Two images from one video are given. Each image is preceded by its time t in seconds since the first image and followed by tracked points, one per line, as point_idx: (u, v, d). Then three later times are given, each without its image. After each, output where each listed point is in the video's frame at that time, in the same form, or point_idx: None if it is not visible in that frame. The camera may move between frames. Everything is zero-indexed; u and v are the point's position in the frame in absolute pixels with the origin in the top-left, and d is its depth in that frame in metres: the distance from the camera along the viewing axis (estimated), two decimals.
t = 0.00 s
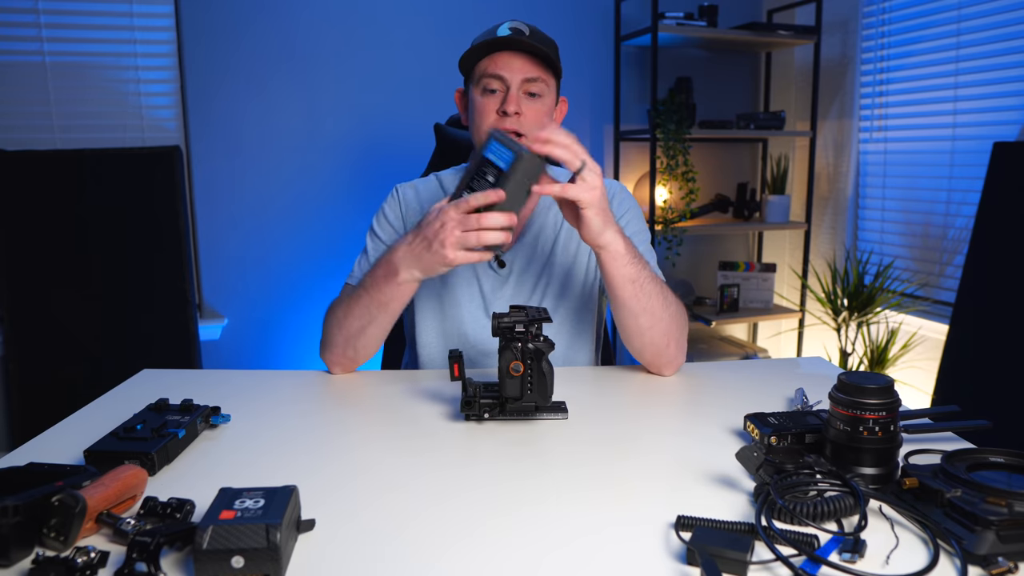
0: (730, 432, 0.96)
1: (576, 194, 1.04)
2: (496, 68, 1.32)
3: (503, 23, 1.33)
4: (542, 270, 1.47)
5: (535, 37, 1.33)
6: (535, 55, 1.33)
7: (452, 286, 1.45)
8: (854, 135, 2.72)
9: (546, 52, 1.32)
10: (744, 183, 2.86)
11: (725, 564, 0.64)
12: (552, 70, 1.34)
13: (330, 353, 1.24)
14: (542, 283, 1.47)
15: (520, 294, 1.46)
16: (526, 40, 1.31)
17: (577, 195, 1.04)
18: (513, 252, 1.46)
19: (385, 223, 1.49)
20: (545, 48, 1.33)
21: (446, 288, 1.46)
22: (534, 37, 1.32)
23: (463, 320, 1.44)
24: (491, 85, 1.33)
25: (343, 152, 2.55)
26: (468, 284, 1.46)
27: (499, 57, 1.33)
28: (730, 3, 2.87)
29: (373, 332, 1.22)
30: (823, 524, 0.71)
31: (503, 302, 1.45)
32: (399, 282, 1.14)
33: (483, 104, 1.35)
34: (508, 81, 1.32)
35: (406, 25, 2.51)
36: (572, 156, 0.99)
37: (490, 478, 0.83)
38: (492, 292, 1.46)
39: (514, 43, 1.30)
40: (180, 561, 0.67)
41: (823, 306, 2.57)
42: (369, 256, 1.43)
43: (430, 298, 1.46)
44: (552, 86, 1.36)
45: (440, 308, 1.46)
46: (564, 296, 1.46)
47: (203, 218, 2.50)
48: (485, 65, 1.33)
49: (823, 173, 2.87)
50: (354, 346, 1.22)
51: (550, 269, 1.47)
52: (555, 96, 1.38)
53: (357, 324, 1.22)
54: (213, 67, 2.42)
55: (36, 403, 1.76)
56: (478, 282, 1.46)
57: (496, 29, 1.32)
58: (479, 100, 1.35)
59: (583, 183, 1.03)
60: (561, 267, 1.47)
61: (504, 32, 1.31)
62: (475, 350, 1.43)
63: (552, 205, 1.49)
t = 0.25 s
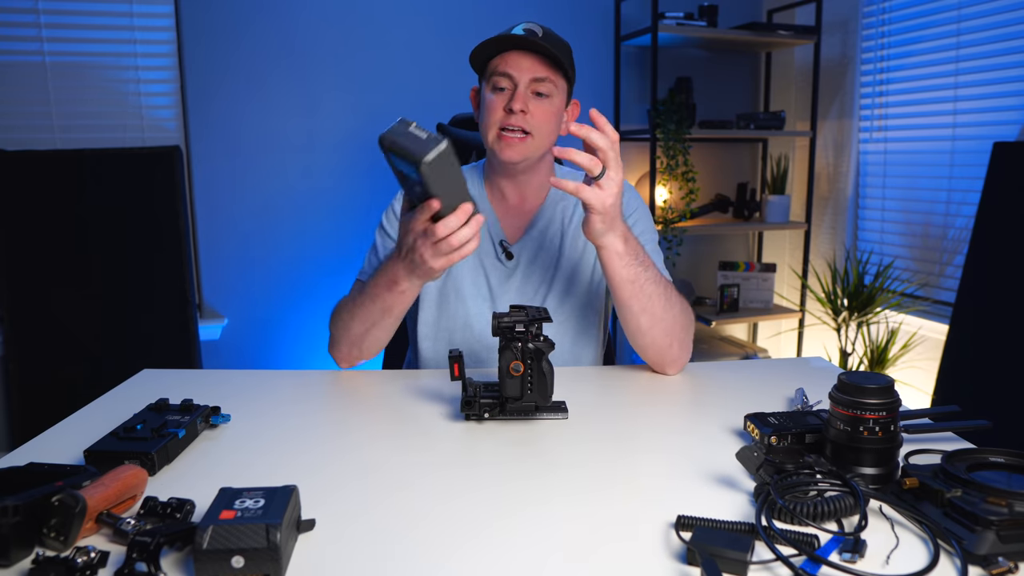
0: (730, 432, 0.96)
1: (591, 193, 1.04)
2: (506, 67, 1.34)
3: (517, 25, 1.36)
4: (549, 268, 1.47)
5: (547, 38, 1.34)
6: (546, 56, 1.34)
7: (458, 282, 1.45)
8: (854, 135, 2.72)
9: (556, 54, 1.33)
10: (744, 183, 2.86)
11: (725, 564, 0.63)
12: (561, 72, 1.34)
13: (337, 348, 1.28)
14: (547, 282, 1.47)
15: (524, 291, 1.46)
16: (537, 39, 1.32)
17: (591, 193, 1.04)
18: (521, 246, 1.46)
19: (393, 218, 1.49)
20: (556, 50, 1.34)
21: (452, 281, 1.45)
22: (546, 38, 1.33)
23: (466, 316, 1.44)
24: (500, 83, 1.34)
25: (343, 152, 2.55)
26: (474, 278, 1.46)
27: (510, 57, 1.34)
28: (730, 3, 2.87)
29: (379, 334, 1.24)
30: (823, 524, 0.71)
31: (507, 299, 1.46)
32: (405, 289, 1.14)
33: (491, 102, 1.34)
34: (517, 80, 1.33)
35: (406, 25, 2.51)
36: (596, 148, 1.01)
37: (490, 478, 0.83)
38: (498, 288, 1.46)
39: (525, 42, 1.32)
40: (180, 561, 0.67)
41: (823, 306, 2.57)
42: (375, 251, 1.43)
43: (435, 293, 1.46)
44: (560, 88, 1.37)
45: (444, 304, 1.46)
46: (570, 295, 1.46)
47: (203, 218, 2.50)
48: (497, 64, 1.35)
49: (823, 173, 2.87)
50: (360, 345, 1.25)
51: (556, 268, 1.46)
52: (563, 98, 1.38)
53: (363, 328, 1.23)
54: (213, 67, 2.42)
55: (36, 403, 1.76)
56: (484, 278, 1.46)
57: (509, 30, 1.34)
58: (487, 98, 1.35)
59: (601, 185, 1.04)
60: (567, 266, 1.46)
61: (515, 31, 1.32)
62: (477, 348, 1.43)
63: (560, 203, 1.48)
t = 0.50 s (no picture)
0: (730, 432, 0.96)
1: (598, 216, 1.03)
2: (507, 67, 1.34)
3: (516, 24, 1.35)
4: (547, 268, 1.47)
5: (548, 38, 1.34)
6: (547, 56, 1.34)
7: (455, 282, 1.45)
8: (854, 135, 2.72)
9: (558, 53, 1.33)
10: (744, 184, 2.86)
11: (725, 564, 0.63)
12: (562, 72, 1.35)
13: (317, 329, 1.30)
14: (546, 282, 1.47)
15: (522, 291, 1.46)
16: (538, 39, 1.32)
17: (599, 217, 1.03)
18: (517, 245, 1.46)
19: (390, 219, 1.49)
20: (557, 50, 1.34)
21: (448, 281, 1.46)
22: (547, 38, 1.33)
23: (464, 316, 1.44)
24: (501, 84, 1.34)
25: (343, 153, 2.56)
26: (471, 278, 1.46)
27: (511, 56, 1.34)
28: (730, 2, 2.87)
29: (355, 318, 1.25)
30: (822, 524, 0.71)
31: (505, 298, 1.46)
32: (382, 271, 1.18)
33: (493, 103, 1.34)
34: (519, 80, 1.33)
35: (406, 25, 2.51)
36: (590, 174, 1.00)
37: (490, 478, 0.83)
38: (494, 288, 1.46)
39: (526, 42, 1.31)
40: (180, 561, 0.67)
41: (823, 306, 2.57)
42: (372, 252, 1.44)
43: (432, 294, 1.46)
44: (561, 88, 1.37)
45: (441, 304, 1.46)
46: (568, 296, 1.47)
47: (203, 218, 2.50)
48: (497, 65, 1.35)
49: (823, 173, 2.87)
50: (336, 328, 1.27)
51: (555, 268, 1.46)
52: (564, 97, 1.38)
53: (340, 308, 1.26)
54: (213, 67, 2.41)
55: (37, 403, 1.77)
56: (480, 278, 1.47)
57: (509, 29, 1.34)
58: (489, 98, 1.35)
59: (602, 207, 1.02)
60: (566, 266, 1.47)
61: (516, 31, 1.32)
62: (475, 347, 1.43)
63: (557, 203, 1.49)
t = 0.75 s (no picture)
0: (730, 432, 0.96)
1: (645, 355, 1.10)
2: (499, 70, 1.34)
3: (508, 25, 1.35)
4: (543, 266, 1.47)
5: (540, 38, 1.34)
6: (540, 58, 1.34)
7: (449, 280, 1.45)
8: (854, 135, 2.72)
9: (550, 56, 1.34)
10: (744, 184, 2.85)
11: (725, 565, 0.63)
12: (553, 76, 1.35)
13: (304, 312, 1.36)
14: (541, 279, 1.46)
15: (518, 288, 1.45)
16: (531, 42, 1.33)
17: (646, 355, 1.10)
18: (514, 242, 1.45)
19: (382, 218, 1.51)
20: (549, 51, 1.34)
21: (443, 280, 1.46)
22: (539, 38, 1.33)
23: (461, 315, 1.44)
24: (494, 87, 1.35)
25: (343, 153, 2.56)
26: (465, 276, 1.46)
27: (503, 59, 1.34)
28: (730, 3, 2.87)
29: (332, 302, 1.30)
30: (823, 524, 0.71)
31: (501, 295, 1.44)
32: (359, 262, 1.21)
33: (487, 106, 1.35)
34: (512, 83, 1.34)
35: (406, 25, 2.50)
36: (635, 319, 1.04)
37: (490, 478, 0.83)
38: (489, 285, 1.44)
39: (518, 44, 1.32)
40: (180, 561, 0.67)
41: (823, 306, 2.57)
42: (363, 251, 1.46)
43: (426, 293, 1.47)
44: (553, 88, 1.38)
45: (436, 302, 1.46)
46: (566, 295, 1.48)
47: (203, 218, 2.50)
48: (489, 68, 1.35)
49: (823, 173, 2.87)
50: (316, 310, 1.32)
51: (552, 266, 1.47)
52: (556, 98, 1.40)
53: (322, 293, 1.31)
54: (212, 67, 2.41)
55: (37, 402, 1.77)
56: (475, 275, 1.46)
57: (501, 31, 1.34)
58: (482, 101, 1.36)
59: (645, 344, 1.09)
60: (563, 265, 1.48)
61: (509, 34, 1.32)
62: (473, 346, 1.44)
63: (552, 202, 1.50)
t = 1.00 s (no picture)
0: (730, 432, 0.96)
1: (652, 358, 1.08)
2: (497, 83, 1.30)
3: (508, 33, 1.29)
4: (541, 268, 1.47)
5: (541, 51, 1.29)
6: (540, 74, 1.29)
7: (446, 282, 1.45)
8: (854, 135, 2.72)
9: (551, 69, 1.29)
10: (744, 184, 2.85)
11: (725, 564, 0.64)
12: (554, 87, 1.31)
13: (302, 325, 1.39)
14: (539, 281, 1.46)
15: (516, 290, 1.46)
16: (531, 57, 1.28)
17: (653, 359, 1.09)
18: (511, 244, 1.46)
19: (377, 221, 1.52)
20: (550, 63, 1.30)
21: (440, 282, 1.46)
22: (540, 51, 1.29)
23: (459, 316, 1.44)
24: (491, 100, 1.31)
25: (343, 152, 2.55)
26: (463, 278, 1.46)
27: (502, 71, 1.29)
28: (730, 3, 2.87)
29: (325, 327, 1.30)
30: (822, 524, 0.71)
31: (499, 297, 1.45)
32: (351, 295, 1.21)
33: (483, 119, 1.33)
34: (509, 98, 1.30)
35: (406, 24, 2.50)
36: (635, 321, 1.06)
37: (490, 478, 0.83)
38: (487, 288, 1.45)
39: (517, 59, 1.27)
40: (180, 561, 0.67)
41: (823, 306, 2.57)
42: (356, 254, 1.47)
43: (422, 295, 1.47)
44: (553, 100, 1.34)
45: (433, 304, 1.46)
46: (565, 297, 1.48)
47: (203, 218, 2.51)
48: (487, 80, 1.30)
49: (823, 173, 2.87)
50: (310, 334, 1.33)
51: (550, 268, 1.47)
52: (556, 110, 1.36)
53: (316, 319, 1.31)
54: (212, 67, 2.41)
55: (38, 402, 1.77)
56: (473, 277, 1.46)
57: (501, 40, 1.29)
58: (479, 112, 1.33)
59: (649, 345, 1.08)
60: (561, 267, 1.49)
61: (509, 47, 1.27)
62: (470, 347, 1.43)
63: (550, 204, 1.50)
